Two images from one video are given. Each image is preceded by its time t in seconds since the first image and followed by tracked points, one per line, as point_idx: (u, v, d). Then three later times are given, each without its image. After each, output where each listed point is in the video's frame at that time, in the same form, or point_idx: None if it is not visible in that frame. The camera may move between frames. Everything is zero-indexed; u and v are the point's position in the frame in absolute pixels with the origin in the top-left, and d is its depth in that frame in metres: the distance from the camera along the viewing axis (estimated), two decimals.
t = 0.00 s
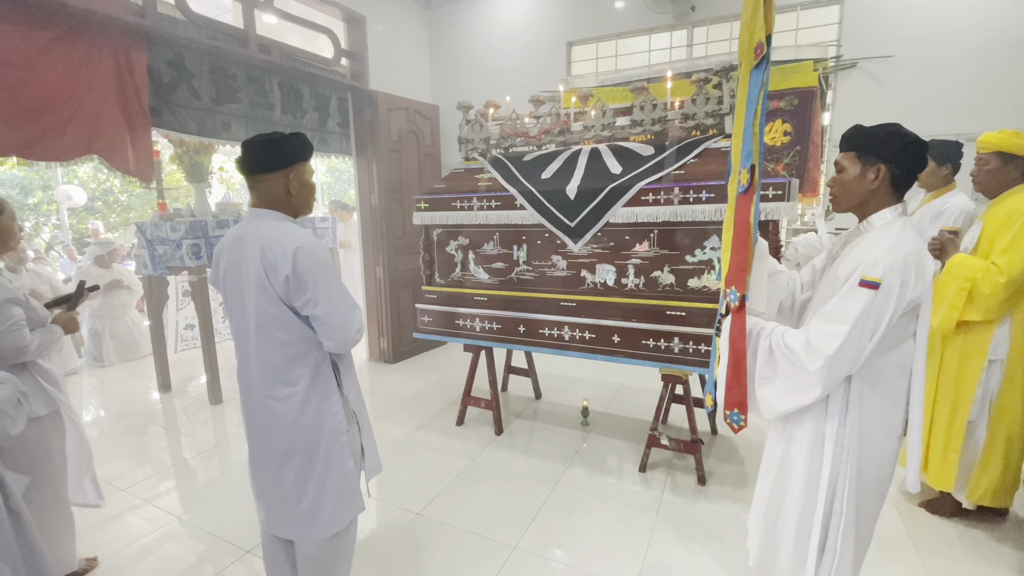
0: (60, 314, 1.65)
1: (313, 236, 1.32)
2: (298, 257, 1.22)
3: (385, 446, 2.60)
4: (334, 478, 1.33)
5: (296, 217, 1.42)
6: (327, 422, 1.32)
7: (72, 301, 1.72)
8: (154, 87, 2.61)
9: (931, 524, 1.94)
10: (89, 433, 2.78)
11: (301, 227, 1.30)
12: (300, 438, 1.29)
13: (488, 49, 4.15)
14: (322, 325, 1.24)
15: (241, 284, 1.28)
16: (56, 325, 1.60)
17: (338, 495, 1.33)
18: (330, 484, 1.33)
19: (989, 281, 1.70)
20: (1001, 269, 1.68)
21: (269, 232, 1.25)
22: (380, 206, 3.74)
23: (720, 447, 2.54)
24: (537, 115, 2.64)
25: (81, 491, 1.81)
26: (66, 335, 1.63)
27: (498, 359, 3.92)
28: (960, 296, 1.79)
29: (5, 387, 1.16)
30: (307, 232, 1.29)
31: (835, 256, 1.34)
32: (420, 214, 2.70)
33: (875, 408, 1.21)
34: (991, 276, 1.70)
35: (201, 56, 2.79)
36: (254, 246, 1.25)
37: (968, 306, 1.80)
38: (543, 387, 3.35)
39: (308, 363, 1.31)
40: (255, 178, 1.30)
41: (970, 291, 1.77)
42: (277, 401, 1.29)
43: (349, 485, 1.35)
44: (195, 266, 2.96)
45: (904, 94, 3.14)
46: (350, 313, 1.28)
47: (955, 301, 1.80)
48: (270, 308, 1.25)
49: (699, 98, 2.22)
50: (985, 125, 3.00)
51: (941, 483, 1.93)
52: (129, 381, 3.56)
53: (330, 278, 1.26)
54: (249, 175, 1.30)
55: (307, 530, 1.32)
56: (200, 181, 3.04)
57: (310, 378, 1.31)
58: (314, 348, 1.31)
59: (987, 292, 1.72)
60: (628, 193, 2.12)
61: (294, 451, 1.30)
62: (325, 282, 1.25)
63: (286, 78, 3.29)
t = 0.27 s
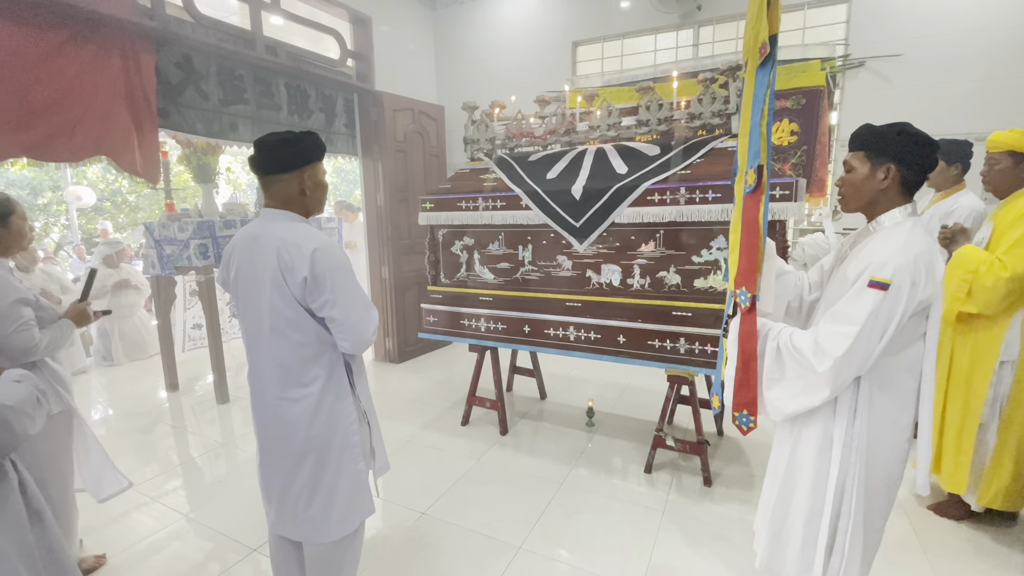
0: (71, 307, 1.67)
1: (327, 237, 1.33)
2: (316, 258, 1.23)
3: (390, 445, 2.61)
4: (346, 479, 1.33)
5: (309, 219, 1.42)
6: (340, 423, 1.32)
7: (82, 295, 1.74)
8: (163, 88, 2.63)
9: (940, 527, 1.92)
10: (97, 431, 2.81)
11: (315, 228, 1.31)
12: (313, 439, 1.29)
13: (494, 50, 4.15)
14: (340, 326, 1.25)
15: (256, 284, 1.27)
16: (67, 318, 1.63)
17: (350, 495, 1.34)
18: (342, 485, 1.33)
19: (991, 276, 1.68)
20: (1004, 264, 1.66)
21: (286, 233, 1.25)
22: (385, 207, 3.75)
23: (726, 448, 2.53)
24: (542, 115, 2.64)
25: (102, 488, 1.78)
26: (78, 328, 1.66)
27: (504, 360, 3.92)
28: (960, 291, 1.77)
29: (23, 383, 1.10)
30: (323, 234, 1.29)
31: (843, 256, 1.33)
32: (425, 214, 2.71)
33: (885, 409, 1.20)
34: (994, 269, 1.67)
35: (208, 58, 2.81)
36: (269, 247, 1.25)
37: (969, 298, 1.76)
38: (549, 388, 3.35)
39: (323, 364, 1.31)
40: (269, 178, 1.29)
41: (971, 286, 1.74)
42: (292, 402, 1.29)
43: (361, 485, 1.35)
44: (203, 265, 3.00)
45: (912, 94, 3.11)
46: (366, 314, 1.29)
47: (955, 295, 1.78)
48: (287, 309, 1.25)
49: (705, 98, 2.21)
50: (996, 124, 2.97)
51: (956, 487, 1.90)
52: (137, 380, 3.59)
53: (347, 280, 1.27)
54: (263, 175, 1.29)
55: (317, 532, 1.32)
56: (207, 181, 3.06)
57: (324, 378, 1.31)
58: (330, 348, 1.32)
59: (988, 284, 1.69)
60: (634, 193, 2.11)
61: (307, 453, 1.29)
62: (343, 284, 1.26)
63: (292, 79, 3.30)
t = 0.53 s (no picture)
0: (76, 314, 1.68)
1: (338, 239, 1.33)
2: (328, 260, 1.24)
3: (394, 445, 2.61)
4: (353, 480, 1.34)
5: (319, 220, 1.42)
6: (348, 424, 1.33)
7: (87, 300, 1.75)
8: (168, 90, 2.64)
9: (947, 530, 1.91)
10: (104, 431, 2.83)
11: (326, 230, 1.32)
12: (320, 440, 1.30)
13: (498, 51, 4.16)
14: (349, 328, 1.25)
15: (265, 283, 1.27)
16: (73, 325, 1.64)
17: (357, 497, 1.34)
18: (349, 487, 1.33)
19: (994, 275, 1.67)
20: (1007, 265, 1.65)
21: (297, 235, 1.26)
22: (390, 208, 3.77)
23: (730, 449, 2.52)
24: (546, 116, 2.64)
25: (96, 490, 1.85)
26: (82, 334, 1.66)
27: (507, 360, 3.92)
28: (962, 287, 1.76)
29: (35, 387, 0.95)
30: (334, 236, 1.30)
31: (849, 258, 1.33)
32: (430, 214, 2.72)
33: (891, 411, 1.20)
34: (997, 268, 1.66)
35: (215, 59, 2.82)
36: (280, 248, 1.25)
37: (970, 293, 1.75)
38: (552, 389, 3.35)
39: (332, 364, 1.32)
40: (281, 179, 1.29)
41: (973, 283, 1.74)
42: (300, 404, 1.29)
43: (367, 486, 1.36)
44: (208, 266, 2.99)
45: (918, 94, 3.10)
46: (376, 317, 1.30)
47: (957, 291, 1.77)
48: (298, 311, 1.26)
49: (710, 99, 2.21)
50: (1003, 124, 2.95)
51: (964, 489, 1.90)
52: (143, 380, 3.61)
53: (358, 282, 1.28)
54: (275, 177, 1.29)
55: (323, 533, 1.32)
56: (213, 182, 3.07)
57: (333, 379, 1.32)
58: (338, 349, 1.32)
59: (990, 283, 1.68)
60: (638, 193, 2.11)
61: (314, 454, 1.30)
62: (354, 285, 1.26)
63: (297, 80, 3.32)
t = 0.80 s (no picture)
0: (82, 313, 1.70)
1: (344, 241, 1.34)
2: (334, 262, 1.24)
3: (397, 446, 2.62)
4: (356, 481, 1.34)
5: (326, 220, 1.42)
6: (352, 426, 1.33)
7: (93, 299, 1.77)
8: (173, 91, 2.66)
9: (952, 533, 1.90)
10: (109, 431, 2.84)
11: (333, 232, 1.32)
12: (324, 441, 1.30)
13: (501, 52, 4.16)
14: (355, 329, 1.26)
15: (272, 285, 1.28)
16: (79, 324, 1.66)
17: (360, 498, 1.34)
18: (353, 488, 1.33)
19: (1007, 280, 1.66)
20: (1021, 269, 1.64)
21: (304, 236, 1.27)
22: (393, 209, 3.78)
23: (734, 451, 2.51)
24: (549, 117, 2.65)
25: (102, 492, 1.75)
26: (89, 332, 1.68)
27: (510, 361, 3.92)
28: (975, 293, 1.75)
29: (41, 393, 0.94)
30: (340, 237, 1.31)
31: (854, 259, 1.32)
32: (433, 215, 2.73)
33: (896, 413, 1.19)
34: (1011, 274, 1.65)
35: (219, 61, 2.84)
36: (287, 249, 1.26)
37: (983, 299, 1.75)
38: (555, 390, 3.34)
39: (337, 365, 1.32)
40: (288, 181, 1.30)
41: (986, 288, 1.73)
42: (305, 405, 1.30)
43: (371, 487, 1.36)
44: (213, 266, 3.01)
45: (923, 94, 3.09)
46: (381, 318, 1.30)
47: (970, 296, 1.76)
48: (304, 312, 1.27)
49: (713, 100, 2.20)
50: (1008, 125, 2.93)
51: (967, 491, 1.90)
52: (147, 380, 3.63)
53: (364, 283, 1.28)
54: (282, 178, 1.30)
55: (326, 534, 1.33)
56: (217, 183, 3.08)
57: (338, 380, 1.32)
58: (344, 350, 1.33)
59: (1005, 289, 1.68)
60: (642, 194, 2.11)
61: (318, 455, 1.30)
62: (360, 286, 1.27)
63: (301, 82, 3.33)
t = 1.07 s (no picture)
0: (90, 306, 1.68)
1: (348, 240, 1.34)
2: (338, 261, 1.25)
3: (400, 447, 2.62)
4: (360, 481, 1.34)
5: (330, 221, 1.42)
6: (355, 426, 1.33)
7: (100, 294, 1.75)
8: (177, 93, 2.67)
9: (955, 536, 1.89)
10: (113, 431, 2.85)
11: (336, 232, 1.32)
12: (328, 441, 1.30)
13: (503, 53, 4.17)
14: (359, 328, 1.26)
15: (276, 285, 1.28)
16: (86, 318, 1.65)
17: (364, 498, 1.35)
18: (356, 488, 1.34)
19: (1014, 283, 1.67)
20: None
21: (308, 236, 1.27)
22: (396, 210, 3.79)
23: (736, 453, 2.51)
24: (552, 119, 2.65)
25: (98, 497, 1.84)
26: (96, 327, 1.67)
27: (513, 362, 3.93)
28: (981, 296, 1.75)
29: (44, 396, 0.93)
30: (344, 237, 1.31)
31: (858, 260, 1.32)
32: (436, 217, 2.73)
33: (900, 415, 1.19)
34: (1016, 277, 1.66)
35: (223, 63, 2.85)
36: (291, 250, 1.26)
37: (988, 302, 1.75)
38: (558, 391, 3.34)
39: (341, 366, 1.32)
40: (293, 182, 1.30)
41: (992, 291, 1.73)
42: (308, 405, 1.30)
43: (375, 487, 1.36)
44: (216, 267, 3.03)
45: (927, 95, 3.08)
46: (385, 317, 1.30)
47: (976, 299, 1.76)
48: (308, 312, 1.27)
49: (716, 101, 2.20)
50: (1012, 127, 2.92)
51: (965, 493, 1.89)
52: (150, 380, 3.64)
53: (368, 283, 1.29)
54: (286, 179, 1.30)
55: (330, 534, 1.33)
56: (221, 184, 3.10)
57: (341, 380, 1.32)
58: (347, 350, 1.33)
59: (1012, 292, 1.68)
60: (645, 196, 2.11)
61: (322, 455, 1.31)
62: (364, 286, 1.27)
63: (304, 84, 3.34)
